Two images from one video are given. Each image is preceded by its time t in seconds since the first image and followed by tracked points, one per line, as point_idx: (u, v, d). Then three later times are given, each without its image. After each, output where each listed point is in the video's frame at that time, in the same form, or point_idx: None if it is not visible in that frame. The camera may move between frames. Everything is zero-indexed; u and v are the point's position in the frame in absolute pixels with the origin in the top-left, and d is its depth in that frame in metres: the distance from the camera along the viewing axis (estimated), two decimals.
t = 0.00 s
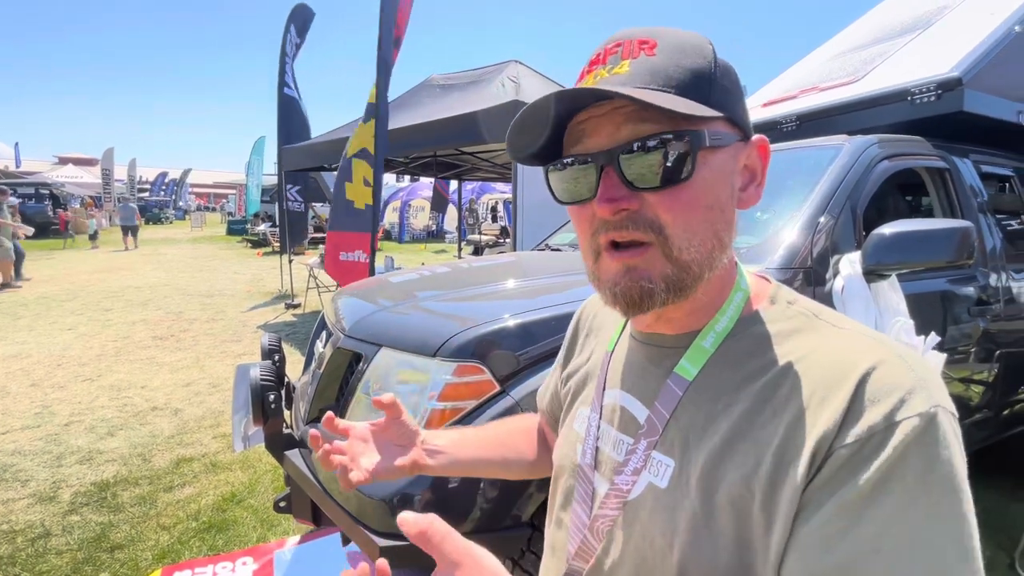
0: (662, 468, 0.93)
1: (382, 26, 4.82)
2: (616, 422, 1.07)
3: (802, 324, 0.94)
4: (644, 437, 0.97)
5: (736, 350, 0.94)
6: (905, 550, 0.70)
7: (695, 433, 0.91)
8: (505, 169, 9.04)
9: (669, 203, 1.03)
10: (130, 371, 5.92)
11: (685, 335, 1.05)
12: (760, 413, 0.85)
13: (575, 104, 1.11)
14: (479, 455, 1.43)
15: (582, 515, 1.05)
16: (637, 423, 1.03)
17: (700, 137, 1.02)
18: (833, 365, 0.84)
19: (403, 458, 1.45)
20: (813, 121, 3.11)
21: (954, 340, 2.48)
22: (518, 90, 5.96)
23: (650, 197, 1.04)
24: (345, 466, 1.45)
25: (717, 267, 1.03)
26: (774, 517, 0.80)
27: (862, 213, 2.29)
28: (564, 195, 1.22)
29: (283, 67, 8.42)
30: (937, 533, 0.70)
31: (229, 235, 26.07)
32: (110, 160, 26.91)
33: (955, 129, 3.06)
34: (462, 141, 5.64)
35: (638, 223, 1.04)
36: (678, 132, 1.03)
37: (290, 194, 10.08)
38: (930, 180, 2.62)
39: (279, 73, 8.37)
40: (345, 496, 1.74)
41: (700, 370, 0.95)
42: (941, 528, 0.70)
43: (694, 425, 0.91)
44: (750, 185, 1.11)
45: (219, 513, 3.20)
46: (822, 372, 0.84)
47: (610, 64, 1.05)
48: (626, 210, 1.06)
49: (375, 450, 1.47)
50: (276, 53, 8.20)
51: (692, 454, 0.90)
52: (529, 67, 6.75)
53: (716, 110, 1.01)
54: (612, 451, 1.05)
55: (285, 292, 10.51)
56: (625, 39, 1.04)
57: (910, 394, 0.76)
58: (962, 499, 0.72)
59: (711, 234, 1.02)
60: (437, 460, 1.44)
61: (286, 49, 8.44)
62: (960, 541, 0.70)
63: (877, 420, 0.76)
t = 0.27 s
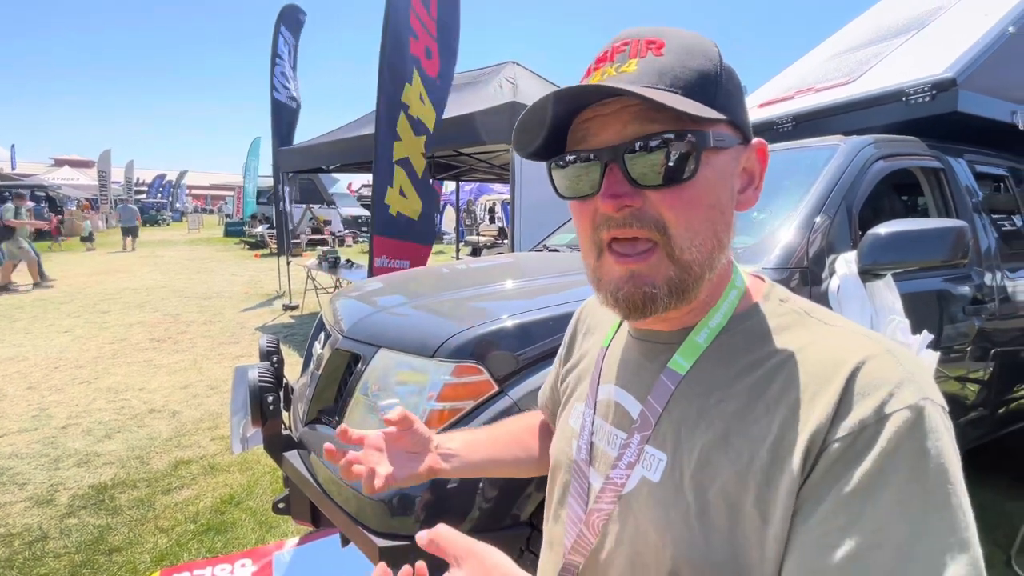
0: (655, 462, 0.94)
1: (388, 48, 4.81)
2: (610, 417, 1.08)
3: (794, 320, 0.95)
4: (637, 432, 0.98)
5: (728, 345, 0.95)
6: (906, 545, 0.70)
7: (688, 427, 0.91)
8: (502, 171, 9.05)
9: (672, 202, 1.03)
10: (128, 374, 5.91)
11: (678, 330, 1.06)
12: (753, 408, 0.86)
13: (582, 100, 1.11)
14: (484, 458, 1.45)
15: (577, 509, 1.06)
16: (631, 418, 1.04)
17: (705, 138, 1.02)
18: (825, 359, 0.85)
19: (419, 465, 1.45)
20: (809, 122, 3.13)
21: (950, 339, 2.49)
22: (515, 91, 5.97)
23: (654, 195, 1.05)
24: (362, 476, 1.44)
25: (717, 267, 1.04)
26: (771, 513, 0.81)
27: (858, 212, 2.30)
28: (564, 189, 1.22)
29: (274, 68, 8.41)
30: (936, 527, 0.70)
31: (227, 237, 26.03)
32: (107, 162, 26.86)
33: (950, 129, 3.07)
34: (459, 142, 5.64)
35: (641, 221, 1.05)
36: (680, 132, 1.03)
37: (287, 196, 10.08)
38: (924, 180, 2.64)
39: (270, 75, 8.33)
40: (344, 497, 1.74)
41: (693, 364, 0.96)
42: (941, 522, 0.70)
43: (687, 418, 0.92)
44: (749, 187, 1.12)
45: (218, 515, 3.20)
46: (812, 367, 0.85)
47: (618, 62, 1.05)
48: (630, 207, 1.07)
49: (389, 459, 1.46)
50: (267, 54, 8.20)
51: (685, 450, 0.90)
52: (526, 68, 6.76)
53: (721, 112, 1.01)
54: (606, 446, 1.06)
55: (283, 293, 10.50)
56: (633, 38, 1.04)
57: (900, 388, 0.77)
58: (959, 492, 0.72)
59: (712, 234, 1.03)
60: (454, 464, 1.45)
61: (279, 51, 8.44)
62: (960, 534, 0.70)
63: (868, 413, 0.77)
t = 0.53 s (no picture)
0: (648, 458, 0.94)
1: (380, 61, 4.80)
2: (605, 414, 1.08)
3: (788, 318, 0.95)
4: (630, 428, 0.98)
5: (722, 342, 0.95)
6: (897, 542, 0.71)
7: (682, 423, 0.91)
8: (500, 171, 9.05)
9: (661, 205, 1.03)
10: (125, 376, 5.89)
11: (674, 328, 1.07)
12: (746, 405, 0.87)
13: (575, 102, 1.11)
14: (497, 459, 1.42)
15: (572, 505, 1.06)
16: (626, 415, 1.04)
17: (695, 141, 1.02)
18: (818, 357, 0.85)
19: (434, 459, 1.43)
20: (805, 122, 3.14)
21: (947, 338, 2.50)
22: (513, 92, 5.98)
23: (643, 198, 1.05)
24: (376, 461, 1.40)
25: (708, 270, 1.03)
26: (763, 509, 0.81)
27: (854, 212, 2.30)
28: (560, 190, 1.22)
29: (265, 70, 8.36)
30: (930, 524, 0.70)
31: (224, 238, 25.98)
32: (104, 163, 26.81)
33: (946, 129, 3.08)
34: (457, 142, 5.64)
35: (631, 222, 1.05)
36: (673, 134, 1.03)
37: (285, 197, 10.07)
38: (920, 180, 2.65)
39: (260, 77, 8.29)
40: (342, 498, 1.74)
41: (687, 361, 0.96)
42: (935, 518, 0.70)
43: (680, 415, 0.92)
44: (744, 188, 1.12)
45: (216, 517, 3.19)
46: (805, 365, 0.85)
47: (611, 65, 1.06)
48: (620, 209, 1.07)
49: (406, 450, 1.43)
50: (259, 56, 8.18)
51: (678, 447, 0.90)
52: (523, 69, 6.76)
53: (712, 114, 1.01)
54: (601, 443, 1.06)
55: (280, 294, 10.49)
56: (625, 42, 1.04)
57: (891, 385, 0.77)
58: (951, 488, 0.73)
59: (702, 237, 1.03)
60: (465, 460, 1.43)
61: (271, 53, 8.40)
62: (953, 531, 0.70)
63: (860, 410, 0.77)
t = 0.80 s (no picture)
0: (651, 459, 0.94)
1: (370, 66, 4.84)
2: (607, 415, 1.08)
3: (792, 320, 0.95)
4: (634, 429, 0.98)
5: (725, 344, 0.95)
6: (897, 543, 0.71)
7: (685, 425, 0.91)
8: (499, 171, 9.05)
9: (655, 210, 1.03)
10: (122, 377, 5.87)
11: (676, 329, 1.06)
12: (749, 406, 0.87)
13: (569, 108, 1.11)
14: (489, 446, 1.44)
15: (575, 506, 1.06)
16: (629, 416, 1.04)
17: (688, 146, 1.02)
18: (822, 358, 0.85)
19: (429, 450, 1.43)
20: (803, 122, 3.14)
21: (945, 337, 2.51)
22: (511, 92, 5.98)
23: (637, 203, 1.05)
24: (373, 459, 1.39)
25: (706, 272, 1.03)
26: (766, 511, 0.81)
27: (852, 212, 2.31)
28: (558, 192, 1.23)
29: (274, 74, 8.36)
30: (932, 525, 0.70)
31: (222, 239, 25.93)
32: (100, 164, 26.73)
33: (943, 129, 3.09)
34: (455, 142, 5.64)
35: (626, 228, 1.05)
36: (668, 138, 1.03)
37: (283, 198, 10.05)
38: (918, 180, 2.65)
39: (269, 79, 8.30)
40: (341, 499, 1.73)
41: (690, 363, 0.96)
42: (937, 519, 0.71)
43: (684, 416, 0.92)
44: (745, 190, 1.12)
45: (214, 519, 3.18)
46: (809, 366, 0.85)
47: (608, 69, 1.07)
48: (615, 215, 1.07)
49: (400, 444, 1.43)
50: (267, 60, 8.17)
51: (681, 447, 0.90)
52: (521, 69, 6.76)
53: (708, 117, 1.01)
54: (603, 443, 1.06)
55: (278, 295, 10.47)
56: (623, 44, 1.05)
57: (895, 387, 0.77)
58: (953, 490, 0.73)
59: (699, 241, 1.03)
60: (460, 451, 1.44)
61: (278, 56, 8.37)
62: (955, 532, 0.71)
63: (864, 412, 0.77)
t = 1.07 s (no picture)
0: (650, 458, 0.94)
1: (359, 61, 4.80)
2: (606, 414, 1.08)
3: (792, 321, 0.95)
4: (633, 428, 0.98)
5: (725, 344, 0.95)
6: (895, 546, 0.71)
7: (684, 426, 0.91)
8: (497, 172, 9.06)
9: (654, 211, 1.03)
10: (119, 379, 5.86)
11: (676, 330, 1.06)
12: (748, 408, 0.86)
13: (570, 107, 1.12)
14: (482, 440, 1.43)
15: (574, 503, 1.06)
16: (628, 414, 1.04)
17: (689, 147, 1.02)
18: (822, 361, 0.85)
19: (430, 438, 1.40)
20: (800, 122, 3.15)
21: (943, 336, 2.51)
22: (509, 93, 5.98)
23: (637, 203, 1.05)
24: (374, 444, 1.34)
25: (706, 272, 1.03)
26: (764, 514, 0.81)
27: (850, 211, 2.31)
28: (560, 190, 1.23)
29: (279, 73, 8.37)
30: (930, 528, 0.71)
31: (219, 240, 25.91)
32: (98, 165, 26.71)
33: (940, 128, 3.10)
34: (453, 143, 5.64)
35: (625, 227, 1.05)
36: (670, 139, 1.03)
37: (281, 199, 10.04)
38: (916, 179, 2.66)
39: (273, 79, 8.32)
40: (339, 500, 1.72)
41: (690, 362, 0.96)
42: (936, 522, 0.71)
43: (682, 417, 0.92)
44: (746, 191, 1.12)
45: (212, 520, 3.17)
46: (809, 368, 0.84)
47: (610, 67, 1.06)
48: (614, 215, 1.07)
49: (401, 430, 1.39)
50: (272, 60, 8.16)
51: (680, 447, 0.90)
52: (519, 69, 6.77)
53: (710, 118, 1.01)
54: (602, 442, 1.05)
55: (276, 296, 10.45)
56: (627, 42, 1.04)
57: (895, 391, 0.77)
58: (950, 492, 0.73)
59: (698, 241, 1.03)
60: (458, 441, 1.42)
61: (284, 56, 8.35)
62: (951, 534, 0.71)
63: (865, 415, 0.77)
